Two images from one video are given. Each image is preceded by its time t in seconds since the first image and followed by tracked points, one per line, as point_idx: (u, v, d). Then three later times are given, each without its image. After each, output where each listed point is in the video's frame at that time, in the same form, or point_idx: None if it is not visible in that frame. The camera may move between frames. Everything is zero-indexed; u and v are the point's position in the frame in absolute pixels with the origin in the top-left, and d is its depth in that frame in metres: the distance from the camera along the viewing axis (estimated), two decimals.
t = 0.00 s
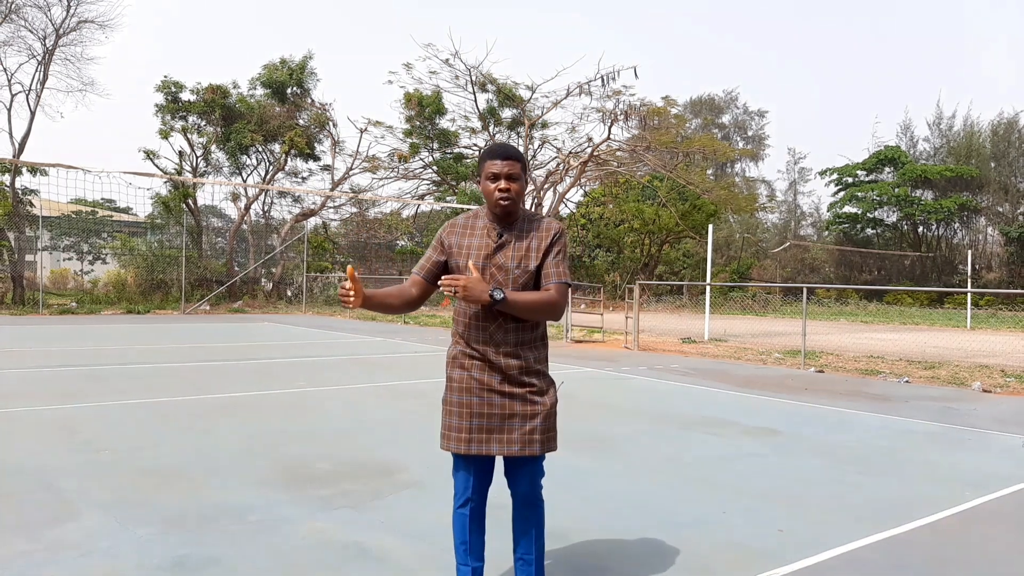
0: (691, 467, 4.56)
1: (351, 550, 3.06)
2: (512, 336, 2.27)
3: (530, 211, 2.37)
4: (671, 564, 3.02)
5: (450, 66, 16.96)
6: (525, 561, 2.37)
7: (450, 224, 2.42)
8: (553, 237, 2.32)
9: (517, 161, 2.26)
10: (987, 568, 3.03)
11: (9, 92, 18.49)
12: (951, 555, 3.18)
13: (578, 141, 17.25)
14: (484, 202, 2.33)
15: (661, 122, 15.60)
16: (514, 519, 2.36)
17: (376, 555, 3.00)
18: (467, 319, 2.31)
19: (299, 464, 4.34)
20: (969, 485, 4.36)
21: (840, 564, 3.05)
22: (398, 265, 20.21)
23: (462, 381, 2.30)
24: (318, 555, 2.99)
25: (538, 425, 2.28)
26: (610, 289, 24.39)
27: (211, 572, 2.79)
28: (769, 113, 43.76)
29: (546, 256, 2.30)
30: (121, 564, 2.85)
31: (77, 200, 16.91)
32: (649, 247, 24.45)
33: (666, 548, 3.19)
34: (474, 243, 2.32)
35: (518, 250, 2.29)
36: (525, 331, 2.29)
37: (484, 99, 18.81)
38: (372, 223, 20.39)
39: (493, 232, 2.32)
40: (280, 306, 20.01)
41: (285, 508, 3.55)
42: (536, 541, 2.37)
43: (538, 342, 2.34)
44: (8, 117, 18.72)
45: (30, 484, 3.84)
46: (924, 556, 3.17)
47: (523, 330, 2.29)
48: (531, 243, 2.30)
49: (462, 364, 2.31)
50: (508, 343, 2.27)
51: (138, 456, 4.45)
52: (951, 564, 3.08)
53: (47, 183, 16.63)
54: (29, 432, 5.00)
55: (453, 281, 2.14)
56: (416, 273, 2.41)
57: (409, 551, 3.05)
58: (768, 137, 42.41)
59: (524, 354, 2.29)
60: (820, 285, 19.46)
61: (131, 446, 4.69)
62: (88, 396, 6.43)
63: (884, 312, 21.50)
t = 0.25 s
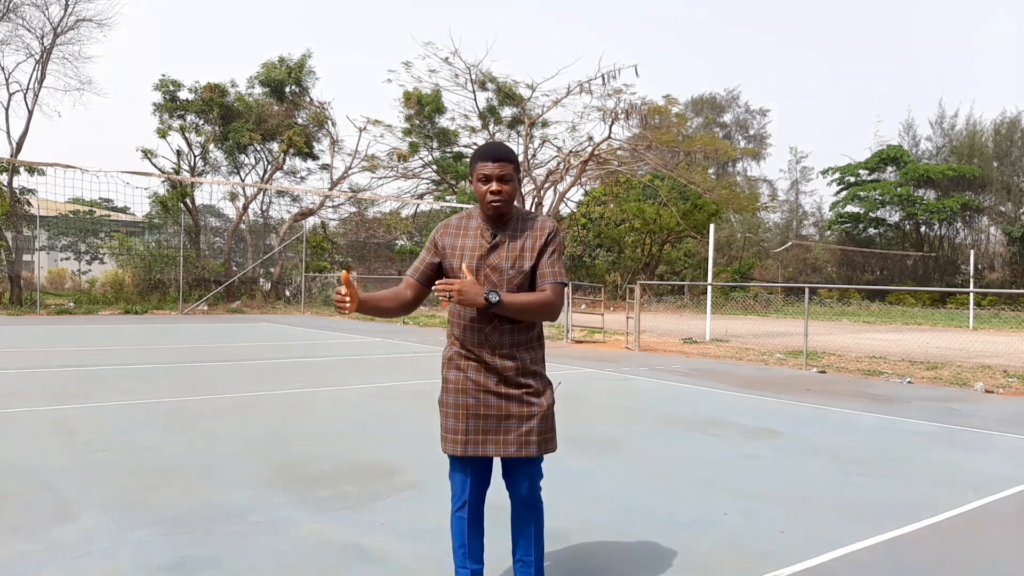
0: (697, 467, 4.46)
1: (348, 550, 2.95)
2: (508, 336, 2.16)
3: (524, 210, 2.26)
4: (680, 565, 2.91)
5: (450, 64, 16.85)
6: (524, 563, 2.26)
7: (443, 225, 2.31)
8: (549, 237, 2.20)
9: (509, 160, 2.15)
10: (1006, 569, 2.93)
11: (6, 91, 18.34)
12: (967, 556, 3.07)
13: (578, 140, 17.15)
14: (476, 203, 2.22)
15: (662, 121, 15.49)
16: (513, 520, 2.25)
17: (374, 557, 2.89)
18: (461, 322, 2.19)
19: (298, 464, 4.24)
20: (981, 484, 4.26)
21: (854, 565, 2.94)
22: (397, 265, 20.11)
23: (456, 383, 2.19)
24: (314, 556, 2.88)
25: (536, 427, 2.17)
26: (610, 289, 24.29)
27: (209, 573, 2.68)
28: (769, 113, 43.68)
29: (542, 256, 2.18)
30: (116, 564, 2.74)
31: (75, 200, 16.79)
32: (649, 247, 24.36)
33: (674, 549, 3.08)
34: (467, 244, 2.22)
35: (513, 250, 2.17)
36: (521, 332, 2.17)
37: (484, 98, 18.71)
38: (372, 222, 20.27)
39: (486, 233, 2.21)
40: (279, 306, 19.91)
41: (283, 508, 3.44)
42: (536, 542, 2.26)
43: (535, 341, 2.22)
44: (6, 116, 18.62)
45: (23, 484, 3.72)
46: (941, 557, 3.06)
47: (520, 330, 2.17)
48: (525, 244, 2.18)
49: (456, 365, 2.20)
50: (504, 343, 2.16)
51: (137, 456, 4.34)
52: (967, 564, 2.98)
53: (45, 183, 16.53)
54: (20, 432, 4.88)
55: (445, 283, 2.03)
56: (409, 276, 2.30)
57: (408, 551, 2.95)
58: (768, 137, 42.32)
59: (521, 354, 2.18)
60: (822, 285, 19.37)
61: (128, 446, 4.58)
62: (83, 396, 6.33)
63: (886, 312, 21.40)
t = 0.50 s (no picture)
0: (695, 467, 4.49)
1: (349, 550, 2.98)
2: (507, 336, 2.19)
3: (522, 210, 2.30)
4: (677, 565, 2.94)
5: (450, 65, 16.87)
6: (525, 563, 2.29)
7: (440, 226, 2.34)
8: (546, 236, 2.23)
9: (507, 160, 2.19)
10: (1001, 569, 2.96)
11: (8, 91, 18.37)
12: (962, 556, 3.10)
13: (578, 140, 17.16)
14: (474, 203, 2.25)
15: (661, 122, 15.51)
16: (514, 520, 2.28)
17: (374, 557, 2.92)
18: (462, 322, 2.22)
19: (299, 464, 4.27)
20: (977, 485, 4.29)
21: (851, 565, 2.97)
22: (397, 265, 20.15)
23: (457, 383, 2.22)
24: (316, 555, 2.91)
25: (536, 427, 2.20)
26: (610, 289, 24.33)
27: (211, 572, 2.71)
28: (769, 113, 43.70)
29: (540, 255, 2.22)
30: (119, 564, 2.77)
31: (76, 200, 16.82)
32: (649, 247, 24.39)
33: (672, 549, 3.11)
34: (466, 244, 2.25)
35: (511, 250, 2.21)
36: (520, 331, 2.21)
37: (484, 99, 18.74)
38: (372, 222, 20.31)
39: (484, 232, 2.24)
40: (279, 306, 19.96)
41: (284, 508, 3.47)
42: (536, 542, 2.29)
43: (535, 341, 2.26)
44: (6, 116, 18.65)
45: (27, 484, 3.76)
46: (936, 557, 3.09)
47: (519, 329, 2.21)
48: (524, 243, 2.22)
49: (456, 366, 2.23)
50: (504, 343, 2.19)
51: (139, 457, 4.37)
52: (961, 564, 3.01)
53: (45, 183, 16.57)
54: (23, 432, 4.91)
55: (447, 282, 2.06)
56: (409, 278, 2.33)
57: (408, 551, 2.98)
58: (768, 137, 42.35)
59: (521, 354, 2.21)
60: (821, 285, 19.40)
61: (130, 446, 4.61)
62: (85, 396, 6.36)
63: (886, 312, 21.42)
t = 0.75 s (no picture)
0: (695, 467, 4.49)
1: (349, 550, 2.98)
2: (512, 336, 2.19)
3: (524, 210, 2.30)
4: (676, 565, 2.94)
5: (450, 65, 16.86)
6: (525, 562, 2.29)
7: (444, 227, 2.34)
8: (549, 235, 2.24)
9: (510, 159, 2.19)
10: (1001, 569, 2.96)
11: (7, 91, 18.41)
12: (963, 556, 3.10)
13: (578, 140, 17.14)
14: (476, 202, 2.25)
15: (661, 121, 15.50)
16: (515, 518, 2.28)
17: (374, 557, 2.92)
18: (466, 321, 2.22)
19: (299, 464, 4.27)
20: (977, 484, 4.29)
21: (851, 565, 2.97)
22: (398, 265, 20.17)
23: (460, 382, 2.22)
24: (316, 556, 2.91)
25: (539, 427, 2.21)
26: (610, 289, 24.33)
27: (211, 572, 2.71)
28: (769, 113, 43.72)
29: (544, 254, 2.22)
30: (118, 564, 2.77)
31: (76, 200, 16.83)
32: (649, 247, 24.40)
33: (671, 549, 3.11)
34: (469, 244, 2.25)
35: (514, 249, 2.21)
36: (525, 331, 2.21)
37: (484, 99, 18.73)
38: (372, 222, 20.33)
39: (488, 232, 2.24)
40: (279, 306, 19.97)
41: (284, 508, 3.47)
42: (537, 541, 2.29)
43: (538, 340, 2.26)
44: (6, 117, 18.66)
45: (27, 484, 3.76)
46: (936, 557, 3.09)
47: (523, 329, 2.21)
48: (527, 242, 2.22)
49: (459, 365, 2.23)
50: (508, 343, 2.19)
51: (140, 456, 4.37)
52: (961, 564, 3.01)
53: (45, 182, 16.58)
54: (23, 432, 4.91)
55: (453, 279, 2.04)
56: (413, 279, 2.32)
57: (408, 551, 2.97)
58: (768, 137, 42.35)
59: (524, 354, 2.21)
60: (821, 285, 19.39)
61: (130, 446, 4.61)
62: (85, 396, 6.36)
63: (886, 312, 21.43)
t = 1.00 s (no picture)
0: (695, 467, 4.49)
1: (349, 550, 2.98)
2: (517, 338, 2.19)
3: (529, 213, 2.30)
4: (675, 566, 2.94)
5: (450, 65, 16.85)
6: (530, 566, 2.28)
7: (449, 231, 2.34)
8: (555, 239, 2.24)
9: (516, 164, 2.19)
10: (1001, 569, 2.96)
11: (7, 91, 18.46)
12: (963, 556, 3.10)
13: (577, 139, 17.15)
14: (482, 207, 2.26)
15: (661, 121, 15.49)
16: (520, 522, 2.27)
17: (374, 557, 2.92)
18: (472, 325, 2.22)
19: (300, 464, 4.27)
20: (977, 484, 4.29)
21: (849, 565, 2.97)
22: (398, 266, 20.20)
23: (465, 384, 2.22)
24: (316, 556, 2.91)
25: (544, 428, 2.21)
26: (610, 289, 24.36)
27: (211, 573, 2.71)
28: (769, 113, 43.73)
29: (550, 259, 2.22)
30: (119, 564, 2.77)
31: (76, 200, 16.83)
32: (649, 247, 24.39)
33: (672, 549, 3.11)
34: (475, 248, 2.25)
35: (520, 253, 2.22)
36: (531, 333, 2.22)
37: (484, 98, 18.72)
38: (372, 222, 20.36)
39: (494, 236, 2.24)
40: (279, 306, 19.98)
41: (284, 508, 3.47)
42: (541, 546, 2.29)
43: (544, 342, 2.26)
44: (6, 117, 18.68)
45: (28, 484, 3.76)
46: (935, 557, 3.09)
47: (529, 332, 2.21)
48: (533, 246, 2.23)
49: (465, 367, 2.24)
50: (514, 346, 2.20)
51: (140, 456, 4.37)
52: (961, 564, 3.01)
53: (46, 182, 16.59)
54: (23, 432, 4.91)
55: (463, 289, 2.03)
56: (421, 283, 2.31)
57: (409, 551, 2.98)
58: (768, 137, 42.36)
59: (530, 356, 2.22)
60: (821, 285, 19.41)
61: (130, 446, 4.61)
62: (85, 396, 6.36)
63: (886, 312, 21.44)
